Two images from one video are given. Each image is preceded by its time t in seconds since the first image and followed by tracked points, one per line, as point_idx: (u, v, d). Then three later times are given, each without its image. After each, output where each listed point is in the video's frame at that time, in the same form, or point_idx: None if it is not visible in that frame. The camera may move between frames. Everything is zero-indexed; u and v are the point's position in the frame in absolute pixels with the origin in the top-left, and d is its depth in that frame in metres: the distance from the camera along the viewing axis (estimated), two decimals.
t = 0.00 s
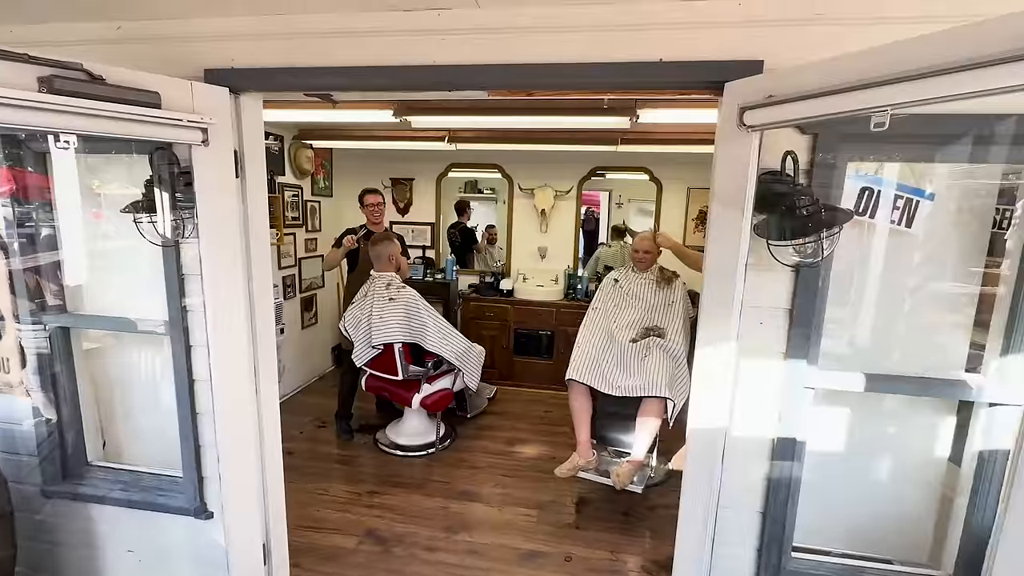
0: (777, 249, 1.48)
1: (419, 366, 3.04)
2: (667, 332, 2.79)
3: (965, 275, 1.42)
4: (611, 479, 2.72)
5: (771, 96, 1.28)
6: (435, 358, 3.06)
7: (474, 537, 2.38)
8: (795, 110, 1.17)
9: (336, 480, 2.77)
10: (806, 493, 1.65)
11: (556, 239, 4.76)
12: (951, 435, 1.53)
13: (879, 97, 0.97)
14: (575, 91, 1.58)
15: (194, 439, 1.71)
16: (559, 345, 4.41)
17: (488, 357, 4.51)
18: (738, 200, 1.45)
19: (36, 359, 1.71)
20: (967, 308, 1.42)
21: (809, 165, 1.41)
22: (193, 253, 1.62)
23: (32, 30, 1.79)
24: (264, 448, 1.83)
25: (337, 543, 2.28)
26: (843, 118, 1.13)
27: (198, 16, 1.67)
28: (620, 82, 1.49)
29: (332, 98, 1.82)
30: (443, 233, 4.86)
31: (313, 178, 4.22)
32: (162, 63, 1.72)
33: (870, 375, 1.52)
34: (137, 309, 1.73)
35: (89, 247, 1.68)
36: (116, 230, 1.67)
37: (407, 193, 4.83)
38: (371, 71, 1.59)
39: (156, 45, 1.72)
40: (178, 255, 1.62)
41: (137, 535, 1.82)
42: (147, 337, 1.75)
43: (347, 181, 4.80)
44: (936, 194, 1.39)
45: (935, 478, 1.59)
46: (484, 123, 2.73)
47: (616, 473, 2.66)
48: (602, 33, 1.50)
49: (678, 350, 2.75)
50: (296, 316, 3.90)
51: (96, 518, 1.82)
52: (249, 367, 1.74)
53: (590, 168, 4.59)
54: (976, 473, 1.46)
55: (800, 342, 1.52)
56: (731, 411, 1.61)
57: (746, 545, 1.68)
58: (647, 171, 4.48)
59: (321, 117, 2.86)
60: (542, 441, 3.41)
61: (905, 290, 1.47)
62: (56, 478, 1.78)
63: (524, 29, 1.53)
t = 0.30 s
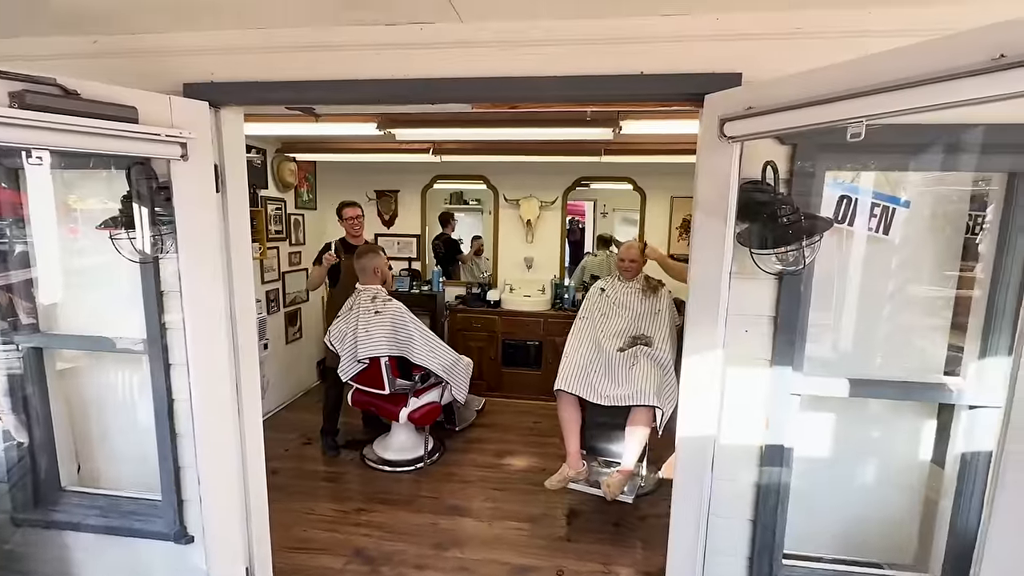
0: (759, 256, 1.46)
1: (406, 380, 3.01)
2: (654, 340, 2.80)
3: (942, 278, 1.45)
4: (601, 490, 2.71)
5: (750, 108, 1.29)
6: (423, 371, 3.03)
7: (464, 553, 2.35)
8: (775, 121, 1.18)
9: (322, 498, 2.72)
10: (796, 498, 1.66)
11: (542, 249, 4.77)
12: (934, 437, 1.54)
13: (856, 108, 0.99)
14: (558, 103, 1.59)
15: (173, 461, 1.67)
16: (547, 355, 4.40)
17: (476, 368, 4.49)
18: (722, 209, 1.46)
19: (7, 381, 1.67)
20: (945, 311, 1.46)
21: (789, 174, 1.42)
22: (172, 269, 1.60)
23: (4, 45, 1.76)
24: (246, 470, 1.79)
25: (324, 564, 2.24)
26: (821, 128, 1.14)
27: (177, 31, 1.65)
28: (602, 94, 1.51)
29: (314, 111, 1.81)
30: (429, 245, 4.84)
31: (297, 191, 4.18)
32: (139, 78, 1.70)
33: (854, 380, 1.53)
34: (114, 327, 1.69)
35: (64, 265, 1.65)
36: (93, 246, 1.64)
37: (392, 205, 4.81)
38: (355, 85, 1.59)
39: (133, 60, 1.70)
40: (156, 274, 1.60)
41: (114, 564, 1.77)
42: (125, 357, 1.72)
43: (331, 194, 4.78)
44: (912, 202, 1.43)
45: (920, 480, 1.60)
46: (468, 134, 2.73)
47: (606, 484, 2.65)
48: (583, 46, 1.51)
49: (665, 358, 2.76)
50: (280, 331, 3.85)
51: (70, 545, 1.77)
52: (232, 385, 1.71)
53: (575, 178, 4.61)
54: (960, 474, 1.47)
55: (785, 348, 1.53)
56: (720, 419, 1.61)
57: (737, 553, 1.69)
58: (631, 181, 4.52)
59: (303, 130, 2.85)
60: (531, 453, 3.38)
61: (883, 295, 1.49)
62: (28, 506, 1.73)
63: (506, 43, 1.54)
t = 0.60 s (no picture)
0: (745, 267, 1.50)
1: (395, 394, 2.98)
2: (642, 350, 2.79)
3: (920, 282, 1.47)
4: (593, 502, 2.70)
5: (731, 121, 1.31)
6: (411, 385, 3.00)
7: (456, 571, 2.31)
8: (756, 133, 1.20)
9: (309, 518, 2.68)
10: (787, 505, 1.66)
11: (530, 260, 4.78)
12: (918, 440, 1.56)
13: (827, 121, 1.02)
14: (542, 117, 1.60)
15: (155, 484, 1.63)
16: (536, 367, 4.39)
17: (465, 382, 4.47)
18: (706, 221, 1.45)
19: None
20: (924, 315, 1.47)
21: (770, 185, 1.45)
22: (153, 286, 1.57)
23: None
24: (231, 491, 1.76)
25: None
26: (798, 142, 1.18)
27: (158, 48, 1.64)
28: (586, 109, 1.52)
29: (299, 127, 1.80)
30: (416, 258, 4.83)
31: (282, 205, 4.16)
32: (120, 95, 1.68)
33: (839, 386, 1.54)
34: (94, 348, 1.66)
35: (41, 282, 1.62)
36: (71, 265, 1.61)
37: (378, 218, 4.79)
38: (340, 101, 1.59)
39: (114, 77, 1.68)
40: (138, 293, 1.57)
41: None
42: (106, 378, 1.68)
43: (316, 208, 4.76)
44: (889, 210, 1.46)
45: (908, 485, 1.60)
46: (454, 148, 2.74)
47: (598, 495, 2.64)
48: (566, 61, 1.53)
49: (654, 367, 2.76)
50: (265, 347, 3.81)
51: None
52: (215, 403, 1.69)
53: (561, 190, 4.64)
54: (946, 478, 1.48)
55: (773, 356, 1.55)
56: (710, 429, 1.61)
57: (730, 563, 1.69)
58: (617, 193, 4.56)
59: (288, 146, 2.84)
60: (522, 466, 3.36)
61: (865, 301, 1.51)
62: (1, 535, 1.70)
63: (490, 59, 1.55)
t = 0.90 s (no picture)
0: (729, 277, 1.53)
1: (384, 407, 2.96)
2: (632, 358, 2.78)
3: (900, 285, 1.48)
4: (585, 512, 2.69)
5: (713, 135, 1.33)
6: (400, 398, 2.98)
7: None
8: (740, 146, 1.23)
9: (297, 536, 2.64)
10: (777, 510, 1.68)
11: (518, 269, 4.79)
12: (903, 443, 1.56)
13: (813, 134, 1.06)
14: (527, 131, 1.61)
15: (137, 507, 1.59)
16: (526, 376, 4.39)
17: (455, 392, 4.44)
18: (691, 231, 1.46)
19: None
20: (907, 317, 1.48)
21: (752, 195, 1.49)
22: (135, 303, 1.55)
23: None
24: (215, 510, 1.74)
25: None
26: (781, 154, 1.21)
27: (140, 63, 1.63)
28: (570, 122, 1.54)
29: (284, 141, 1.80)
30: (404, 268, 4.81)
31: (267, 217, 4.13)
32: (100, 110, 1.67)
33: (825, 393, 1.57)
34: (71, 366, 1.63)
35: (18, 296, 1.59)
36: (52, 279, 1.58)
37: (365, 229, 4.78)
38: (325, 115, 1.59)
39: (94, 92, 1.67)
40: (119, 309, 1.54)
41: None
42: (84, 397, 1.65)
43: (302, 220, 4.73)
44: (869, 218, 1.48)
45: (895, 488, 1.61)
46: (440, 159, 2.75)
47: (590, 505, 2.64)
48: (550, 76, 1.55)
49: (644, 376, 2.74)
50: (251, 361, 3.76)
51: None
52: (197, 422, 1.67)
53: (548, 199, 4.67)
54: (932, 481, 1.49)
55: (759, 364, 1.58)
56: (699, 439, 1.61)
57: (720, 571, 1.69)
58: (603, 201, 4.59)
59: (273, 158, 2.83)
60: (513, 477, 3.35)
61: (848, 305, 1.54)
62: None
63: (475, 74, 1.57)
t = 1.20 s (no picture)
0: (715, 282, 1.55)
1: (371, 418, 2.93)
2: (620, 364, 2.77)
3: (883, 287, 1.49)
4: (576, 520, 2.68)
5: (695, 142, 1.34)
6: (388, 408, 2.95)
7: None
8: (724, 153, 1.24)
9: (283, 551, 2.59)
10: (765, 514, 1.69)
11: (506, 277, 4.79)
12: (889, 445, 1.57)
13: (795, 141, 1.09)
14: (511, 139, 1.62)
15: (115, 526, 1.56)
16: (515, 383, 4.38)
17: (444, 401, 4.41)
18: (677, 238, 1.47)
19: None
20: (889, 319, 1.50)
21: (735, 201, 1.48)
22: (113, 318, 1.50)
23: None
24: (196, 527, 1.71)
25: None
26: (760, 162, 1.23)
27: (117, 72, 1.61)
28: (554, 130, 1.54)
29: (267, 151, 1.79)
30: (392, 277, 4.79)
31: (251, 227, 4.09)
32: (77, 120, 1.64)
33: (809, 397, 1.59)
34: (46, 384, 1.60)
35: None
36: (25, 293, 1.54)
37: (352, 238, 4.75)
38: (308, 124, 1.58)
39: (71, 101, 1.64)
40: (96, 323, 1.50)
41: None
42: (60, 414, 1.61)
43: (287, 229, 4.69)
44: (850, 222, 1.49)
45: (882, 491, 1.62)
46: (426, 168, 2.74)
47: (580, 513, 2.62)
48: (533, 84, 1.56)
49: (632, 382, 2.75)
50: (235, 373, 3.71)
51: None
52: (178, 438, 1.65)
53: (535, 206, 4.68)
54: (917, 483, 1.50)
55: (745, 370, 1.60)
56: (688, 446, 1.61)
57: None
58: (590, 208, 4.61)
59: (257, 168, 2.80)
60: (503, 486, 3.33)
61: (831, 308, 1.56)
62: None
63: (458, 82, 1.57)
